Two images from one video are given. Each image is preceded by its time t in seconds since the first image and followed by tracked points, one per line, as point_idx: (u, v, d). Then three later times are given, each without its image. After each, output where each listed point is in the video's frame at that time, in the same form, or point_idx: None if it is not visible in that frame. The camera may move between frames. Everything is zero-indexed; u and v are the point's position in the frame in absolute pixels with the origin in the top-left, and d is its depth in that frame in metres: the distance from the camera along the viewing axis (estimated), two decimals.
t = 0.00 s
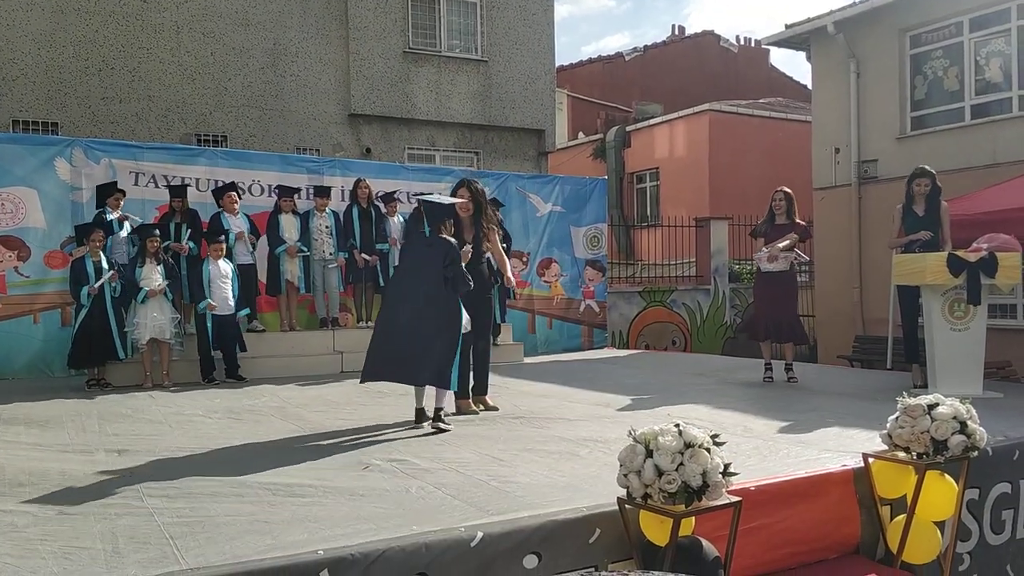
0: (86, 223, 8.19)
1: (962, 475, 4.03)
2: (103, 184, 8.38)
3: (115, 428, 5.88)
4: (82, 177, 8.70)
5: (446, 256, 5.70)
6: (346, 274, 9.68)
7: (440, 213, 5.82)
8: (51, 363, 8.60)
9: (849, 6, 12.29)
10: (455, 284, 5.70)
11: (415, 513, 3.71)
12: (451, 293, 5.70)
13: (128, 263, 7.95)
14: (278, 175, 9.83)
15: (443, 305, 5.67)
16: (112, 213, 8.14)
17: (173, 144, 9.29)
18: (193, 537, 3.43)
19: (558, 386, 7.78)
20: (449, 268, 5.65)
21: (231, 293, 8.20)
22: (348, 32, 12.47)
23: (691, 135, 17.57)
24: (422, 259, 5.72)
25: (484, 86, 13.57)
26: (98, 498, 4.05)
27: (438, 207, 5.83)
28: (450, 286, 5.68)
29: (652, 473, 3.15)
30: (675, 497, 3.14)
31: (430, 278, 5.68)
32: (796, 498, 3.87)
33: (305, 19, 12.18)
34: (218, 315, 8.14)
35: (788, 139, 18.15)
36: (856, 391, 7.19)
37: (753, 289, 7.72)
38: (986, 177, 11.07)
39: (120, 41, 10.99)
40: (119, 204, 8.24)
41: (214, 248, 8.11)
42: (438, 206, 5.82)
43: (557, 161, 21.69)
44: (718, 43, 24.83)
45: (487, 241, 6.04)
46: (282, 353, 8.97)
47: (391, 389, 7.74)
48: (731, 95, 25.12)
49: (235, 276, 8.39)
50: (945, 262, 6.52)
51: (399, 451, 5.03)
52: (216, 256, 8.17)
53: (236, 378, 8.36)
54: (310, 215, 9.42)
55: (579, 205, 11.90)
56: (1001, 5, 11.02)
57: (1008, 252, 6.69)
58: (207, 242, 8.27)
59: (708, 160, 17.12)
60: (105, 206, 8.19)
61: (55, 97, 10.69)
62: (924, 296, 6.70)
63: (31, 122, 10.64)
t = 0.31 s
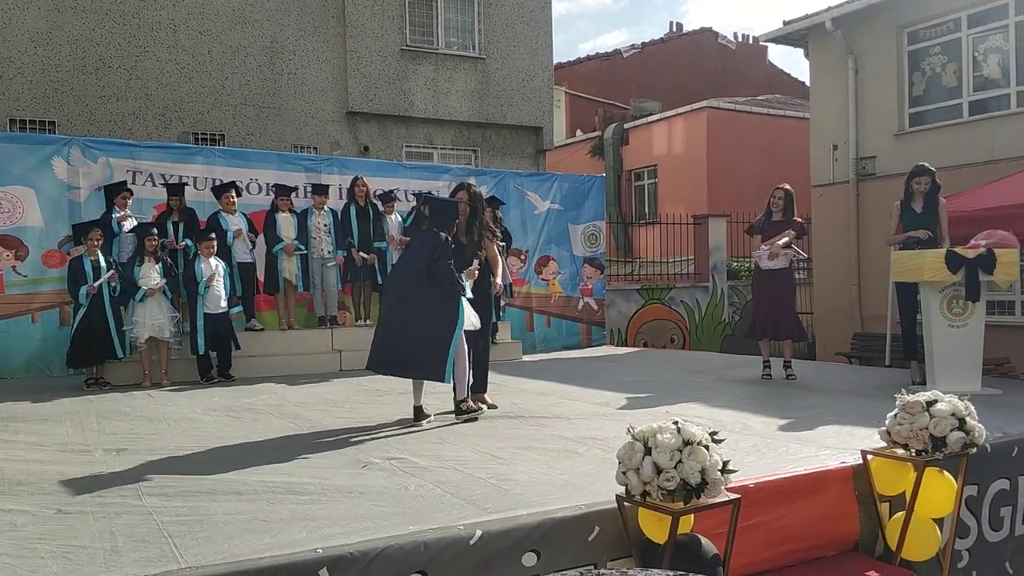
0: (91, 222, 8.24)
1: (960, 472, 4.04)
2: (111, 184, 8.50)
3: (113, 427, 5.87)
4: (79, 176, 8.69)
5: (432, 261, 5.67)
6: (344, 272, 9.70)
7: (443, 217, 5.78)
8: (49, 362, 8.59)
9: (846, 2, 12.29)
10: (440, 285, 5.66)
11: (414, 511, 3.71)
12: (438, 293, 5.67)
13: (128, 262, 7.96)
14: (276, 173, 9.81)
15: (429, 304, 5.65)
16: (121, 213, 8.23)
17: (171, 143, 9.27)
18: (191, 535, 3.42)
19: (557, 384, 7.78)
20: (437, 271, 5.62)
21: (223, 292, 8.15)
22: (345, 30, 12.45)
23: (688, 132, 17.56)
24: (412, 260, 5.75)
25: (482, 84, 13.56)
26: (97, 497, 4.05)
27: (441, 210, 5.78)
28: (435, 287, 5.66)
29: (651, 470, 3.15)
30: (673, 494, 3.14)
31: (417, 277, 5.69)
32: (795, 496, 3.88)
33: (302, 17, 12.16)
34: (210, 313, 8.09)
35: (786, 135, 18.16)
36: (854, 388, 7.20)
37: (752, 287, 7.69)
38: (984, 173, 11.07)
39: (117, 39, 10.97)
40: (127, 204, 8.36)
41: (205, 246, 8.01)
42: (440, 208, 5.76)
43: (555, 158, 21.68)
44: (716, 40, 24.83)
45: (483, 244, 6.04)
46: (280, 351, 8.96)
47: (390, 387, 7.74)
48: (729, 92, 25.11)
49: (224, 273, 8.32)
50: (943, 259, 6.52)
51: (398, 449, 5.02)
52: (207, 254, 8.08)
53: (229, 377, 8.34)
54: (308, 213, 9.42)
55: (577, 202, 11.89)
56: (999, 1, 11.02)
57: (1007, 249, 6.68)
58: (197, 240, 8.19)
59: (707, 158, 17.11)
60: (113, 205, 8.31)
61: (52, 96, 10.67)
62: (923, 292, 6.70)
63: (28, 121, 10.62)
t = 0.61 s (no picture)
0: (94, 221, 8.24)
1: (962, 476, 4.03)
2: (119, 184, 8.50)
3: (114, 426, 5.86)
4: (82, 175, 8.68)
5: (452, 272, 5.66)
6: (345, 272, 9.68)
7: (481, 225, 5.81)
8: (50, 361, 8.59)
9: (848, 5, 12.29)
10: (459, 293, 5.65)
11: (414, 512, 3.70)
12: (454, 303, 5.67)
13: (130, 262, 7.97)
14: (277, 173, 9.80)
15: (445, 315, 5.65)
16: (128, 213, 8.28)
17: (173, 143, 9.26)
18: (191, 536, 3.41)
19: (558, 386, 7.77)
20: (460, 280, 5.59)
21: (225, 291, 8.18)
22: (348, 31, 12.45)
23: (690, 134, 17.55)
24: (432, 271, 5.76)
25: (484, 85, 13.55)
26: (98, 496, 4.04)
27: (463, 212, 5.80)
28: (456, 295, 5.66)
29: (652, 473, 3.14)
30: (674, 498, 3.12)
31: (439, 285, 5.66)
32: (796, 500, 3.87)
33: (305, 18, 12.15)
34: (212, 312, 8.09)
35: (788, 137, 18.15)
36: (855, 391, 7.18)
37: (753, 288, 7.69)
38: (986, 176, 11.06)
39: (121, 39, 10.97)
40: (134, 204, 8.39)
41: (206, 246, 8.01)
42: (477, 214, 5.76)
43: (557, 159, 21.68)
44: (718, 42, 24.84)
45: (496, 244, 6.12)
46: (281, 351, 8.96)
47: (390, 388, 7.73)
48: (731, 94, 25.12)
49: (229, 273, 8.37)
50: (945, 262, 6.51)
51: (398, 450, 5.01)
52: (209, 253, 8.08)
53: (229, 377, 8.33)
54: (310, 213, 9.44)
55: (579, 204, 11.88)
56: (1001, 4, 11.00)
57: (1009, 252, 6.67)
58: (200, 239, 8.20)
59: (709, 160, 17.10)
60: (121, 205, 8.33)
61: (55, 95, 10.67)
62: (925, 296, 6.69)
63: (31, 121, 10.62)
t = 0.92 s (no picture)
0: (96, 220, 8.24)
1: (962, 480, 4.03)
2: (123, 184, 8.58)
3: (114, 426, 5.86)
4: (84, 174, 8.69)
5: (487, 273, 5.93)
6: (346, 273, 9.70)
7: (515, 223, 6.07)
8: (51, 360, 8.59)
9: (850, 9, 12.30)
10: (497, 294, 5.94)
11: (414, 514, 3.70)
12: (493, 303, 5.95)
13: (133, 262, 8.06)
14: (279, 174, 9.79)
15: (485, 315, 5.93)
16: (131, 213, 8.32)
17: (175, 144, 9.27)
18: (191, 536, 3.42)
19: (559, 388, 7.77)
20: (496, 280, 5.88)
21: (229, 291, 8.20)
22: (350, 32, 12.46)
23: (692, 137, 17.56)
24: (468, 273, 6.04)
25: (486, 86, 13.56)
26: (98, 496, 4.04)
27: (484, 206, 5.97)
28: (493, 296, 5.94)
29: (652, 476, 3.14)
30: (674, 501, 3.13)
31: (476, 287, 5.93)
32: (796, 503, 3.87)
33: (307, 19, 12.17)
34: (215, 312, 8.10)
35: (789, 141, 18.16)
36: (856, 395, 7.18)
37: (756, 288, 7.67)
38: (988, 181, 11.06)
39: (124, 39, 10.98)
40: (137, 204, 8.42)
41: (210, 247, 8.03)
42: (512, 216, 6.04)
43: (559, 161, 21.69)
44: (720, 45, 24.87)
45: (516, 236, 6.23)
46: (282, 351, 8.97)
47: (391, 389, 7.74)
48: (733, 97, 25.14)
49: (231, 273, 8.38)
50: (946, 266, 6.51)
51: (398, 452, 5.02)
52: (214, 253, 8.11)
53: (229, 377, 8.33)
54: (311, 214, 9.46)
55: (580, 206, 11.90)
56: (1003, 9, 11.00)
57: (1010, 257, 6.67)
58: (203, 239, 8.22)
59: (710, 163, 17.11)
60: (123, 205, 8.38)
61: (58, 94, 10.69)
62: (926, 300, 6.69)
63: (34, 120, 10.63)
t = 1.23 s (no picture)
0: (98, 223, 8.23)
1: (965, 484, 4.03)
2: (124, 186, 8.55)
3: (117, 428, 5.86)
4: (87, 177, 8.70)
5: (522, 278, 6.02)
6: (348, 276, 9.66)
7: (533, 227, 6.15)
8: (54, 362, 8.60)
9: (852, 12, 12.30)
10: (532, 300, 6.04)
11: (416, 517, 3.70)
12: (528, 309, 6.05)
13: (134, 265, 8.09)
14: (281, 176, 9.82)
15: (523, 321, 6.01)
16: (132, 216, 8.27)
17: (178, 146, 9.29)
18: (194, 539, 3.41)
19: (560, 390, 7.77)
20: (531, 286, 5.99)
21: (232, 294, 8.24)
22: (353, 35, 12.48)
23: (694, 140, 17.57)
24: (501, 280, 6.13)
25: (488, 90, 13.58)
26: (100, 498, 4.04)
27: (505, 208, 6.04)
28: (528, 302, 6.03)
29: (654, 479, 3.14)
30: (677, 503, 3.13)
31: (512, 293, 6.03)
32: (798, 507, 3.87)
33: (310, 22, 12.19)
34: (218, 314, 8.15)
35: (791, 143, 18.16)
36: (857, 398, 7.18)
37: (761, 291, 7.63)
38: (990, 184, 11.05)
39: (128, 42, 11.01)
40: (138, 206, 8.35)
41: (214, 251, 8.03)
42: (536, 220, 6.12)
43: (560, 164, 21.70)
44: (723, 48, 24.88)
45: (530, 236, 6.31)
46: (284, 352, 9.04)
47: (393, 392, 7.74)
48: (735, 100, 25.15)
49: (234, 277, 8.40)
50: (948, 269, 6.50)
51: (400, 454, 5.02)
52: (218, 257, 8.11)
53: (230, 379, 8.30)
54: (313, 217, 9.43)
55: (582, 209, 11.91)
56: (1005, 13, 11.01)
57: (1012, 260, 6.67)
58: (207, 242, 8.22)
59: (712, 166, 17.11)
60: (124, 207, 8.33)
61: (62, 97, 10.71)
62: (929, 304, 6.68)
63: (37, 122, 10.65)
